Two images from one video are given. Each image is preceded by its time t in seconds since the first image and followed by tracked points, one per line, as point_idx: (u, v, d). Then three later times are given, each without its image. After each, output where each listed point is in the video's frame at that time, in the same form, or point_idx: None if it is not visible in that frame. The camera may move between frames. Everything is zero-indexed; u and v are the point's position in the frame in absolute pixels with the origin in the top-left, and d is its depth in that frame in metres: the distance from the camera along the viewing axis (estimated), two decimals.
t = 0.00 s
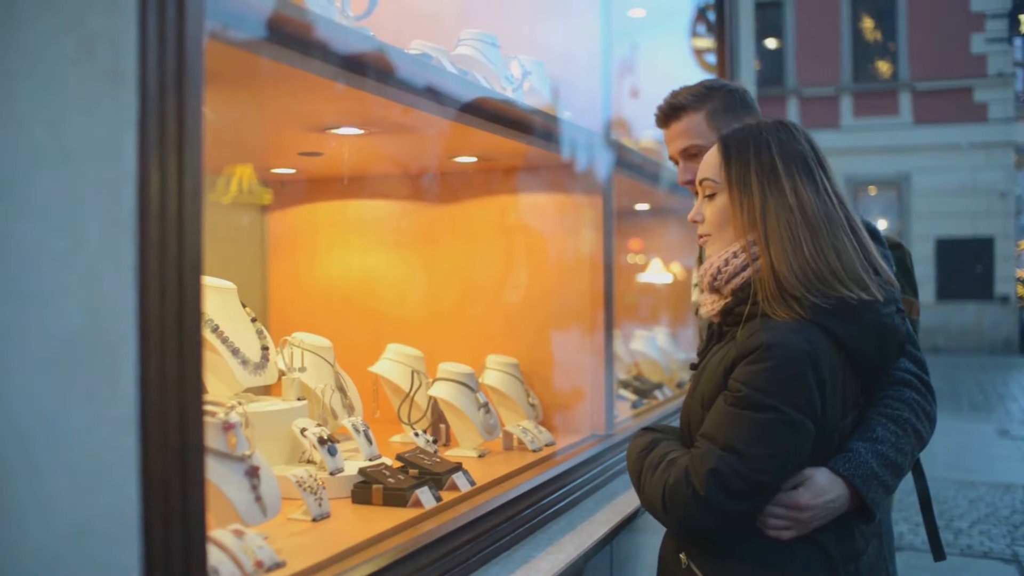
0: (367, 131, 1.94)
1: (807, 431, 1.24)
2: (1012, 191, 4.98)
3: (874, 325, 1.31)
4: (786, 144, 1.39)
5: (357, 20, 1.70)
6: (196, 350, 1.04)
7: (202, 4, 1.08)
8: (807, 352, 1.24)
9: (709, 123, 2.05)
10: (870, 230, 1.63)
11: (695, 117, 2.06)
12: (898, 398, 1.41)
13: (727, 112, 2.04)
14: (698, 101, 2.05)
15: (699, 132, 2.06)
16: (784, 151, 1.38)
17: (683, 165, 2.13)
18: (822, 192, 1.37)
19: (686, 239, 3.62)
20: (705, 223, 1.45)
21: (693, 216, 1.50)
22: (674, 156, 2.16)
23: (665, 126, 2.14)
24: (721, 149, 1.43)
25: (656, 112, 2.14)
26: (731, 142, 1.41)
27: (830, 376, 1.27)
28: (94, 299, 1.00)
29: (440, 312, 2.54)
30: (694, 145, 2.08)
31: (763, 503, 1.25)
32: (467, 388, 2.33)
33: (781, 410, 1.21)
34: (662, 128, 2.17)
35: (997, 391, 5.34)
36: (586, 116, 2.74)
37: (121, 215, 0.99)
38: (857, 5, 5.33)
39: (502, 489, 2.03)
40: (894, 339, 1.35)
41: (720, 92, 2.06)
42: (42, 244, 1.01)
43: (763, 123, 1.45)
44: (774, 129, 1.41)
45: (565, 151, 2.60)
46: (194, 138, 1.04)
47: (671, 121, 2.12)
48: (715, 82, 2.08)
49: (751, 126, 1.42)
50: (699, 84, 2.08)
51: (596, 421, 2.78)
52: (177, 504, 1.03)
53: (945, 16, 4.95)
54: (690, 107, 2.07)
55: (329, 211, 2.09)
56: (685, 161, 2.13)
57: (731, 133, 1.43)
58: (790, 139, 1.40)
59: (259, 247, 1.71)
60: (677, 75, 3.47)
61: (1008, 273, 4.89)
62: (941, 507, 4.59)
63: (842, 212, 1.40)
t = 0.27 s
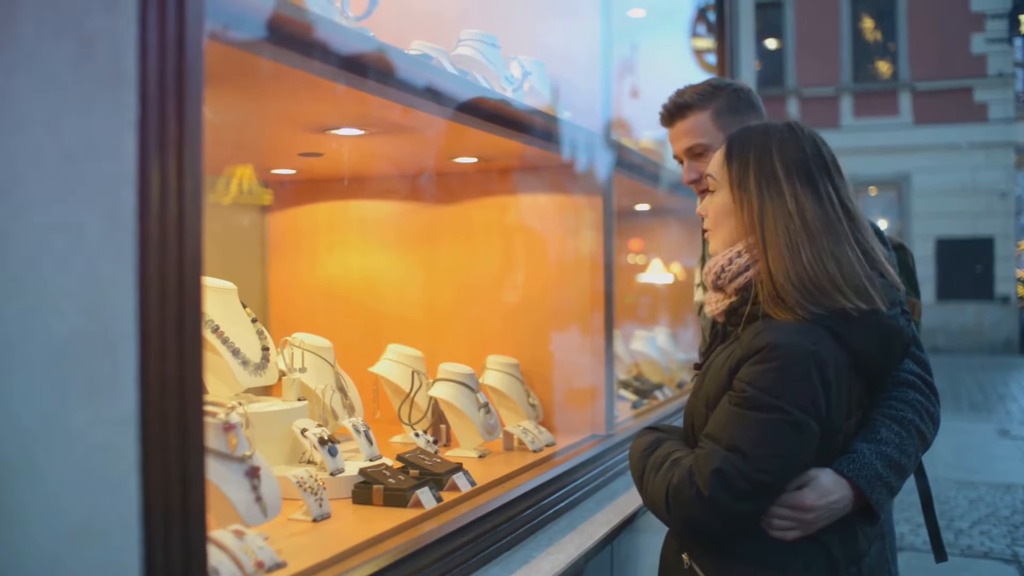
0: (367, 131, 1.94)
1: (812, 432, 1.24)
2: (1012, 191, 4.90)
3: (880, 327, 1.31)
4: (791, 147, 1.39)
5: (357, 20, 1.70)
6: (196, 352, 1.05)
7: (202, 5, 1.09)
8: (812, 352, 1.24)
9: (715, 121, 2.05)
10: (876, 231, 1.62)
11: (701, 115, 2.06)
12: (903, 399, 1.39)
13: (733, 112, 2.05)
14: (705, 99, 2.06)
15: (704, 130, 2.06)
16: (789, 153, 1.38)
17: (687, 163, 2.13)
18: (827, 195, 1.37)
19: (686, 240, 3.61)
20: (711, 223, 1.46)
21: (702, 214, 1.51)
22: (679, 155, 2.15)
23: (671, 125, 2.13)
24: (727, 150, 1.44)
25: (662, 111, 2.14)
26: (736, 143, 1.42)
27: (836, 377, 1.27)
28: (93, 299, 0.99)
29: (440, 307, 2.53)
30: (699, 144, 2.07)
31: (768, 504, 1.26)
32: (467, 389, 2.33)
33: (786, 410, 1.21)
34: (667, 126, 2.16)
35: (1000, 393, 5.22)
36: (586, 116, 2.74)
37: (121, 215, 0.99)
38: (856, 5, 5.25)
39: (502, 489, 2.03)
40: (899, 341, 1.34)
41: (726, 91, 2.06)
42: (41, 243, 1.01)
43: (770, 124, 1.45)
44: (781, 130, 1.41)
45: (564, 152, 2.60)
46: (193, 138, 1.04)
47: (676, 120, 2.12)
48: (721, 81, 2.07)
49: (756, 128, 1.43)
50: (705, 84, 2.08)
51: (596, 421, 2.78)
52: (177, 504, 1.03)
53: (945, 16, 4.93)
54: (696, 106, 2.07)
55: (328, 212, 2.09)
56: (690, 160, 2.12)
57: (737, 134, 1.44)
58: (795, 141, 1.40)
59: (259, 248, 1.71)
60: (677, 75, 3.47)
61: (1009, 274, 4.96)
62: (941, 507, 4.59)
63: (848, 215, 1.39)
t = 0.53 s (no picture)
0: (367, 131, 1.94)
1: (815, 432, 1.24)
2: (1013, 191, 5.00)
3: (881, 327, 1.32)
4: (794, 147, 1.37)
5: (357, 20, 1.70)
6: (197, 348, 1.06)
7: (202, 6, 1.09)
8: (815, 352, 1.24)
9: (720, 120, 2.04)
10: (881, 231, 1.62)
11: (706, 113, 2.05)
12: (906, 399, 1.41)
13: (738, 110, 2.04)
14: (709, 98, 2.05)
15: (708, 129, 2.05)
16: (791, 154, 1.37)
17: (692, 161, 2.12)
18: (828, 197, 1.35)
19: (687, 239, 3.61)
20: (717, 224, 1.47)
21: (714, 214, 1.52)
22: (684, 153, 2.15)
23: (675, 123, 2.13)
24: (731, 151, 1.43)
25: (666, 109, 2.13)
26: (739, 144, 1.41)
27: (838, 377, 1.27)
28: (94, 299, 0.99)
29: (440, 309, 2.53)
30: (703, 142, 2.06)
31: (770, 504, 1.26)
32: (467, 388, 2.33)
33: (789, 411, 1.21)
34: (671, 125, 2.16)
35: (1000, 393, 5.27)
36: (587, 116, 2.74)
37: (122, 214, 0.99)
38: (857, 6, 5.25)
39: (502, 488, 2.03)
40: (902, 340, 1.35)
41: (730, 89, 2.05)
42: (43, 243, 1.00)
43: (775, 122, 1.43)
44: (783, 129, 1.40)
45: (564, 151, 2.60)
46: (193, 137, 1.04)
47: (681, 118, 2.11)
48: (725, 80, 2.07)
49: (760, 127, 1.42)
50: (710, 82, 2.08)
51: (596, 421, 2.78)
52: (177, 505, 1.04)
53: (945, 16, 4.97)
54: (701, 104, 2.06)
55: (329, 211, 2.09)
56: (695, 157, 2.11)
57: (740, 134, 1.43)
58: (797, 141, 1.38)
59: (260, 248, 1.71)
60: (677, 75, 3.47)
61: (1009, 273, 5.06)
62: (941, 507, 4.59)
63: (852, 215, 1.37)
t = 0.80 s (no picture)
0: (367, 131, 1.94)
1: (818, 433, 1.24)
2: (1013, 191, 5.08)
3: (888, 328, 1.31)
4: (794, 145, 1.37)
5: (356, 19, 1.69)
6: (197, 347, 1.04)
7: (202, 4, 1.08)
8: (818, 353, 1.24)
9: (725, 119, 2.04)
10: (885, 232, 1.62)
11: (711, 113, 2.05)
12: (909, 400, 1.41)
13: (743, 109, 2.04)
14: (714, 97, 2.05)
15: (713, 128, 2.05)
16: (791, 153, 1.36)
17: (696, 160, 2.12)
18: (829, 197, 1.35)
19: (686, 239, 3.61)
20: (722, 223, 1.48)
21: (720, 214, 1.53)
22: (687, 153, 2.14)
23: (679, 122, 2.12)
24: (732, 150, 1.43)
25: (671, 108, 2.13)
26: (740, 143, 1.41)
27: (843, 377, 1.27)
28: (94, 298, 0.99)
29: (440, 309, 2.52)
30: (708, 142, 2.06)
31: (772, 504, 1.26)
32: (467, 388, 2.33)
33: (793, 411, 1.21)
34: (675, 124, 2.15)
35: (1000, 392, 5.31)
36: (587, 115, 2.74)
37: (122, 214, 0.99)
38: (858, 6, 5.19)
39: (502, 488, 2.03)
40: (910, 342, 1.34)
41: (735, 89, 2.05)
42: (43, 243, 1.01)
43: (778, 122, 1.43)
44: (785, 128, 1.39)
45: (564, 151, 2.60)
46: (193, 137, 1.04)
47: (685, 117, 2.11)
48: (730, 79, 2.07)
49: (762, 124, 1.41)
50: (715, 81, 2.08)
51: (596, 420, 2.78)
52: (177, 507, 1.03)
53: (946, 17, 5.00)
54: (705, 103, 2.06)
55: (329, 211, 2.09)
56: (699, 157, 2.11)
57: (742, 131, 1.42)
58: (798, 137, 1.38)
59: (259, 248, 1.71)
60: (677, 74, 3.47)
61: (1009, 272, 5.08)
62: (941, 507, 4.59)
63: (855, 214, 1.36)
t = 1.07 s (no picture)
0: (366, 130, 1.93)
1: (822, 433, 1.24)
2: (1012, 190, 5.09)
3: (887, 325, 1.32)
4: (805, 144, 1.36)
5: (355, 19, 1.68)
6: (196, 345, 1.03)
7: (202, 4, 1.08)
8: (823, 354, 1.24)
9: (731, 115, 2.05)
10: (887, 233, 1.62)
11: (716, 109, 2.05)
12: (910, 401, 1.41)
13: (749, 107, 2.05)
14: (720, 93, 2.05)
15: (717, 125, 2.06)
16: (803, 151, 1.35)
17: (700, 158, 2.11)
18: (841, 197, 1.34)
19: (686, 239, 3.61)
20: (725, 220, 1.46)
21: (715, 210, 1.51)
22: (692, 149, 2.13)
23: (685, 117, 2.12)
24: (743, 145, 1.41)
25: (677, 103, 2.13)
26: (751, 140, 1.39)
27: (845, 377, 1.27)
28: (94, 298, 0.99)
29: (439, 308, 2.52)
30: (713, 138, 2.07)
31: (778, 505, 1.26)
32: (467, 388, 2.33)
33: (798, 413, 1.21)
34: (681, 120, 2.15)
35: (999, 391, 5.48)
36: (587, 115, 2.74)
37: (121, 215, 0.98)
38: (857, 5, 5.31)
39: (502, 488, 2.03)
40: (908, 343, 1.35)
41: (741, 86, 2.05)
42: (43, 244, 1.01)
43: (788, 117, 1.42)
44: (797, 128, 1.38)
45: (564, 151, 2.60)
46: (193, 137, 1.03)
47: (690, 112, 2.11)
48: (737, 76, 2.07)
49: (773, 123, 1.40)
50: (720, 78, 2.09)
51: (596, 420, 2.79)
52: (175, 507, 1.02)
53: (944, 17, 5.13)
54: (712, 100, 2.06)
55: (329, 210, 2.09)
56: (703, 153, 2.10)
57: (752, 129, 1.41)
58: (810, 137, 1.37)
59: (259, 247, 1.71)
60: (677, 74, 3.46)
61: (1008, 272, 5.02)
62: (941, 506, 4.59)
63: (864, 214, 1.35)
